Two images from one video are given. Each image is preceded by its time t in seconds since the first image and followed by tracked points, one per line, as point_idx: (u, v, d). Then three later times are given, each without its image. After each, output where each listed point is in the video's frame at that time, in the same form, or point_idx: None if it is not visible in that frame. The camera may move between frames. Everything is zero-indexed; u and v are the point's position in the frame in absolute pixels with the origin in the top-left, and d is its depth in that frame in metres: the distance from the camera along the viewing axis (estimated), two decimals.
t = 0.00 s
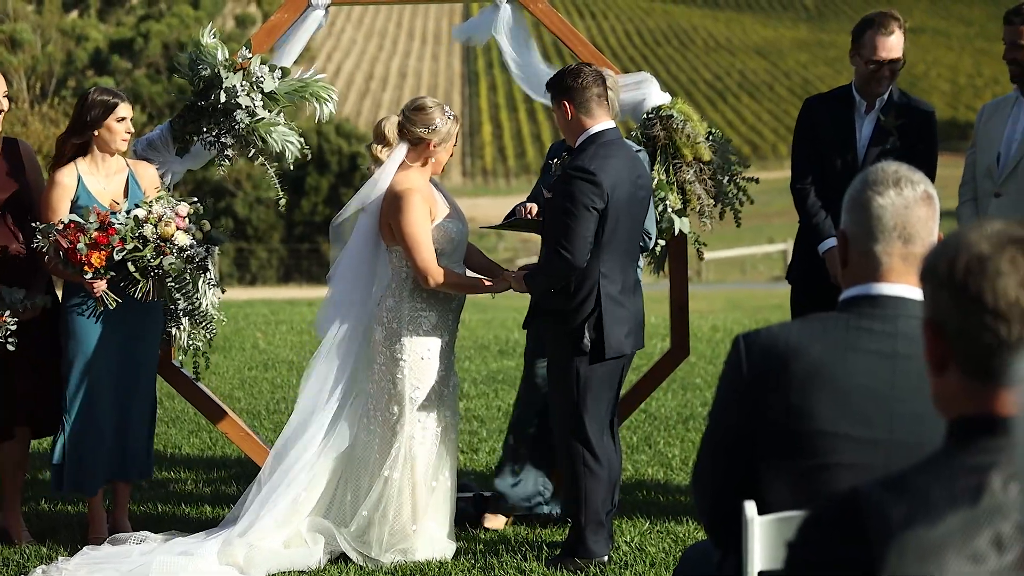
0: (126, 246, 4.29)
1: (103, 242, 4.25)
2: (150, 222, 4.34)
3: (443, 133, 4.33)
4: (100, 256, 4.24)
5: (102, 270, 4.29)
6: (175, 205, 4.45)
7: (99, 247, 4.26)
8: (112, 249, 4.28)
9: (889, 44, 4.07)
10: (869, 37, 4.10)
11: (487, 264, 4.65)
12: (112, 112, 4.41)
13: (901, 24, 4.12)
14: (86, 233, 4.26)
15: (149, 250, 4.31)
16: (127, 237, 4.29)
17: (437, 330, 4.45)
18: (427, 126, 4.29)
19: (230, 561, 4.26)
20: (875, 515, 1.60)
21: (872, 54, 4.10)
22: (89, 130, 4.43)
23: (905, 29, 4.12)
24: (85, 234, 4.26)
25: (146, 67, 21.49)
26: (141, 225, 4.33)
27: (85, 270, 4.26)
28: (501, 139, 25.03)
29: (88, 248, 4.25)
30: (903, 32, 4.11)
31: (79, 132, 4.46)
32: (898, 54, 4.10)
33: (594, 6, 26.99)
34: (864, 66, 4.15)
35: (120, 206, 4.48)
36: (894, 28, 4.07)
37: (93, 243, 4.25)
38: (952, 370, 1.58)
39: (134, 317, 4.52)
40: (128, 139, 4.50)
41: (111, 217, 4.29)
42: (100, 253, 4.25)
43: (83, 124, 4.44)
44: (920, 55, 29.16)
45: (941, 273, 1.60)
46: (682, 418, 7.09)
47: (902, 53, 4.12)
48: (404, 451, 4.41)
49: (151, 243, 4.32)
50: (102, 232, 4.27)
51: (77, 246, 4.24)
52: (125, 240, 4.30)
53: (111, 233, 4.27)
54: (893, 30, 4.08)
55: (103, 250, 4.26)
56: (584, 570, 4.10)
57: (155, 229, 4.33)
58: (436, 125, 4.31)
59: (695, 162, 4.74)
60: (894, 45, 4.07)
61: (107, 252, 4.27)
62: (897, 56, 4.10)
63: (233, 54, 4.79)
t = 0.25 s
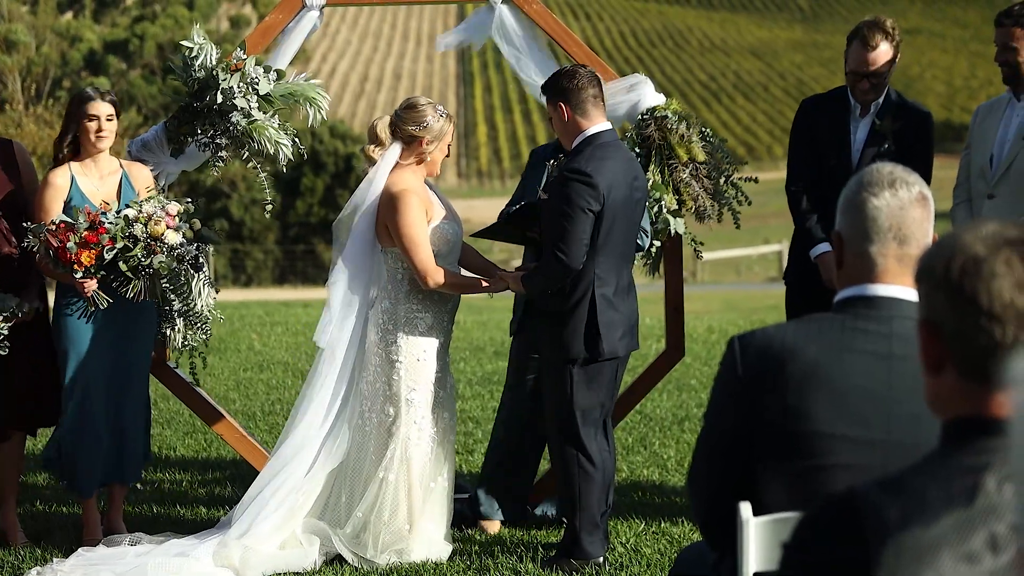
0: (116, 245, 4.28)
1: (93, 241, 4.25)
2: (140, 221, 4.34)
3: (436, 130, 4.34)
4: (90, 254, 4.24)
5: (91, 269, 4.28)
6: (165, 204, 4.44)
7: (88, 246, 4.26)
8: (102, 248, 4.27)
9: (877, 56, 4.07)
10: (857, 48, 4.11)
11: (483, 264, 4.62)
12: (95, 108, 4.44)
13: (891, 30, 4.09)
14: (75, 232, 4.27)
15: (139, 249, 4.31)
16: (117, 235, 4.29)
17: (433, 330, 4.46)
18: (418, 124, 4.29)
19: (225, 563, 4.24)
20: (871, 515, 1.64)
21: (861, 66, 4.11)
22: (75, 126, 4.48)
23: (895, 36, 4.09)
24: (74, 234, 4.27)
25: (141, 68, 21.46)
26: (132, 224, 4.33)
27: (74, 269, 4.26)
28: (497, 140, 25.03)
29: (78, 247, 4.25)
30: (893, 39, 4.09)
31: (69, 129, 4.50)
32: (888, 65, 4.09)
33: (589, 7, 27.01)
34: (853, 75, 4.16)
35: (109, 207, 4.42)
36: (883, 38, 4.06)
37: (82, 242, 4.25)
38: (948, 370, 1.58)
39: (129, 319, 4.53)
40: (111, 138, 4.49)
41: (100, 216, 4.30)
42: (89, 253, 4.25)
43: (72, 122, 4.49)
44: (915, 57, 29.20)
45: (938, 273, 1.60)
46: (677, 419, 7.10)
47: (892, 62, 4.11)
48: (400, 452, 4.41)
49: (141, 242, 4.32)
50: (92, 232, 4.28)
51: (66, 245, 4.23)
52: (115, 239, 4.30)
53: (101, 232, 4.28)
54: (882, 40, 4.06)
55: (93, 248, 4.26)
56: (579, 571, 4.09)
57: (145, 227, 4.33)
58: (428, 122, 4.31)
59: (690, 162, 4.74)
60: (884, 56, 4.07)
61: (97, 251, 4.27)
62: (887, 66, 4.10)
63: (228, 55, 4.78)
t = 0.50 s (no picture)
0: (108, 247, 4.27)
1: (86, 242, 4.24)
2: (135, 225, 4.31)
3: (434, 134, 4.33)
4: (82, 256, 4.23)
5: (84, 272, 4.28)
6: (163, 208, 4.39)
7: (81, 248, 4.25)
8: (95, 249, 4.26)
9: (876, 65, 4.08)
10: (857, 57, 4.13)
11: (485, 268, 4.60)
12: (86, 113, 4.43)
13: (891, 38, 4.09)
14: (69, 234, 4.27)
15: (132, 252, 4.29)
16: (110, 238, 4.28)
17: (437, 334, 4.46)
18: (417, 126, 4.30)
19: (228, 566, 4.26)
20: (875, 519, 1.62)
21: (860, 76, 4.12)
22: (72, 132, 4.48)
23: (895, 44, 4.09)
24: (68, 236, 4.27)
25: (142, 72, 21.48)
26: (127, 227, 4.31)
27: (68, 271, 4.27)
28: (498, 144, 25.04)
29: (71, 249, 4.25)
30: (892, 47, 4.09)
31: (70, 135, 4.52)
32: (886, 73, 4.10)
33: (590, 11, 27.04)
34: (853, 84, 4.17)
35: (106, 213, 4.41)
36: (881, 47, 4.06)
37: (76, 243, 4.25)
38: (955, 372, 1.58)
39: (128, 325, 4.51)
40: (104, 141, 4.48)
41: (95, 218, 4.30)
42: (82, 254, 4.24)
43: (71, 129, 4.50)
44: (915, 60, 29.23)
45: (945, 276, 1.58)
46: (679, 423, 7.09)
47: (891, 70, 4.12)
48: (403, 456, 4.40)
49: (134, 245, 4.29)
50: (86, 233, 4.27)
51: (60, 247, 4.24)
52: (108, 241, 4.28)
53: (95, 234, 4.27)
54: (880, 49, 4.07)
55: (86, 250, 4.26)
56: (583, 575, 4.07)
57: (139, 231, 4.30)
58: (427, 124, 4.31)
59: (692, 166, 4.75)
60: (882, 65, 4.07)
61: (90, 253, 4.26)
62: (886, 75, 4.11)
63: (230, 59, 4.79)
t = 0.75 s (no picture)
0: (106, 253, 4.24)
1: (83, 249, 4.23)
2: (137, 231, 4.30)
3: (436, 135, 4.36)
4: (80, 264, 4.22)
5: (85, 278, 4.26)
6: (165, 214, 4.41)
7: (79, 255, 4.23)
8: (93, 255, 4.24)
9: (877, 70, 4.07)
10: (858, 61, 4.13)
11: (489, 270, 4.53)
12: (96, 117, 4.42)
13: (894, 42, 4.07)
14: (66, 240, 4.25)
15: (132, 259, 4.27)
16: (108, 244, 4.25)
17: (441, 336, 4.46)
18: (418, 128, 4.32)
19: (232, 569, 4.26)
20: (883, 520, 1.60)
21: (862, 80, 4.12)
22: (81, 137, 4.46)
23: (898, 48, 4.08)
24: (65, 242, 4.24)
25: (145, 76, 21.50)
26: (128, 233, 4.29)
27: (68, 278, 4.25)
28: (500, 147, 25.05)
29: (69, 256, 4.23)
30: (895, 51, 4.07)
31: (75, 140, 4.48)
32: (888, 78, 4.10)
33: (592, 14, 27.05)
34: (855, 87, 4.17)
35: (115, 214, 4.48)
36: (882, 52, 4.05)
37: (73, 251, 4.23)
38: (966, 374, 1.59)
39: (132, 328, 4.52)
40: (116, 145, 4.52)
41: (92, 223, 4.28)
42: (80, 261, 4.22)
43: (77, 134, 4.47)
44: (918, 63, 29.22)
45: (958, 277, 1.59)
46: (683, 426, 7.09)
47: (894, 75, 4.12)
48: (407, 459, 4.40)
49: (135, 252, 4.28)
50: (83, 240, 4.25)
51: (58, 254, 4.22)
52: (105, 246, 4.26)
53: (92, 239, 4.25)
54: (882, 53, 4.06)
55: (83, 257, 4.24)
56: None
57: (141, 237, 4.29)
58: (428, 126, 4.33)
59: (697, 169, 4.75)
60: (884, 69, 4.07)
61: (87, 260, 4.24)
62: (888, 79, 4.11)
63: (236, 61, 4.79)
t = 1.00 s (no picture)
0: (121, 258, 4.28)
1: (97, 255, 4.25)
2: (144, 233, 4.34)
3: (436, 137, 4.33)
4: (95, 269, 4.24)
5: (98, 283, 4.30)
6: (169, 214, 4.44)
7: (93, 260, 4.25)
8: (107, 261, 4.27)
9: (879, 67, 4.07)
10: (860, 59, 4.13)
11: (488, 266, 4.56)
12: (108, 122, 4.42)
13: (897, 41, 4.08)
14: (79, 246, 4.26)
15: (143, 262, 4.31)
16: (121, 248, 4.29)
17: (440, 337, 4.46)
18: (417, 130, 4.30)
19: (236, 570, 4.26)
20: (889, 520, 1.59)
21: (864, 78, 4.12)
22: (85, 140, 4.42)
23: (901, 48, 4.08)
24: (78, 248, 4.26)
25: (148, 77, 21.52)
26: (135, 236, 4.33)
27: (82, 284, 4.27)
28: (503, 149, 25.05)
29: (83, 261, 4.25)
30: (898, 50, 4.07)
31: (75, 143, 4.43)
32: (890, 77, 4.08)
33: (595, 16, 27.06)
34: (858, 85, 4.17)
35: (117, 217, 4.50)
36: (885, 50, 4.06)
37: (87, 256, 4.25)
38: (973, 374, 1.59)
39: (140, 329, 4.51)
40: (128, 146, 4.53)
41: (102, 229, 4.29)
42: (95, 267, 4.25)
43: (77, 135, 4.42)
44: (921, 65, 29.21)
45: (967, 277, 1.59)
46: (687, 427, 7.09)
47: (896, 75, 4.10)
48: (409, 460, 4.40)
49: (145, 254, 4.32)
50: (96, 246, 4.26)
51: (71, 260, 4.24)
52: (119, 251, 4.29)
53: (105, 246, 4.26)
54: (884, 51, 4.06)
55: (98, 263, 4.26)
56: None
57: (149, 239, 4.33)
58: (428, 128, 4.31)
59: (702, 169, 4.74)
60: (886, 67, 4.06)
61: (101, 265, 4.27)
62: (890, 78, 4.09)
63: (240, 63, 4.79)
